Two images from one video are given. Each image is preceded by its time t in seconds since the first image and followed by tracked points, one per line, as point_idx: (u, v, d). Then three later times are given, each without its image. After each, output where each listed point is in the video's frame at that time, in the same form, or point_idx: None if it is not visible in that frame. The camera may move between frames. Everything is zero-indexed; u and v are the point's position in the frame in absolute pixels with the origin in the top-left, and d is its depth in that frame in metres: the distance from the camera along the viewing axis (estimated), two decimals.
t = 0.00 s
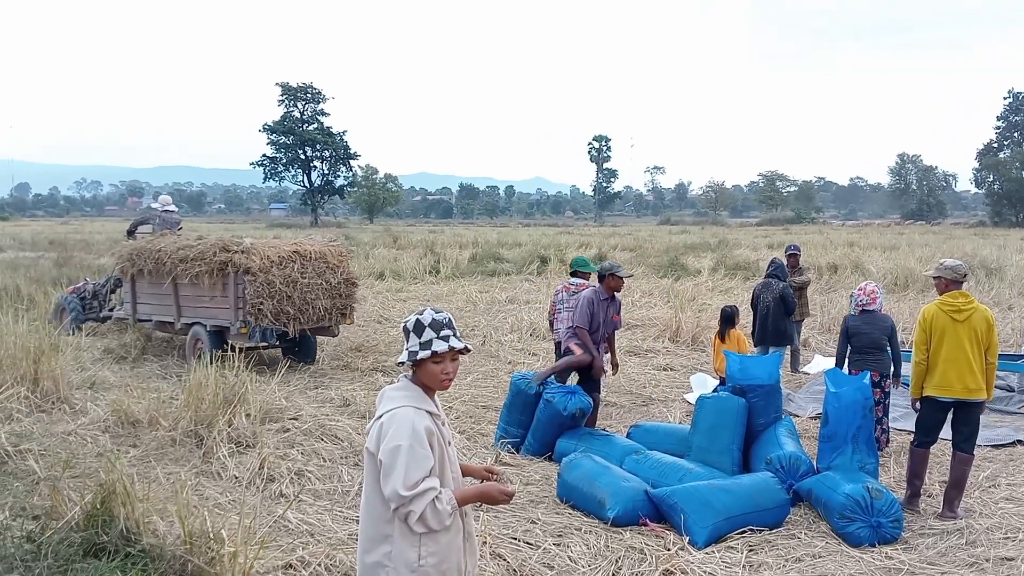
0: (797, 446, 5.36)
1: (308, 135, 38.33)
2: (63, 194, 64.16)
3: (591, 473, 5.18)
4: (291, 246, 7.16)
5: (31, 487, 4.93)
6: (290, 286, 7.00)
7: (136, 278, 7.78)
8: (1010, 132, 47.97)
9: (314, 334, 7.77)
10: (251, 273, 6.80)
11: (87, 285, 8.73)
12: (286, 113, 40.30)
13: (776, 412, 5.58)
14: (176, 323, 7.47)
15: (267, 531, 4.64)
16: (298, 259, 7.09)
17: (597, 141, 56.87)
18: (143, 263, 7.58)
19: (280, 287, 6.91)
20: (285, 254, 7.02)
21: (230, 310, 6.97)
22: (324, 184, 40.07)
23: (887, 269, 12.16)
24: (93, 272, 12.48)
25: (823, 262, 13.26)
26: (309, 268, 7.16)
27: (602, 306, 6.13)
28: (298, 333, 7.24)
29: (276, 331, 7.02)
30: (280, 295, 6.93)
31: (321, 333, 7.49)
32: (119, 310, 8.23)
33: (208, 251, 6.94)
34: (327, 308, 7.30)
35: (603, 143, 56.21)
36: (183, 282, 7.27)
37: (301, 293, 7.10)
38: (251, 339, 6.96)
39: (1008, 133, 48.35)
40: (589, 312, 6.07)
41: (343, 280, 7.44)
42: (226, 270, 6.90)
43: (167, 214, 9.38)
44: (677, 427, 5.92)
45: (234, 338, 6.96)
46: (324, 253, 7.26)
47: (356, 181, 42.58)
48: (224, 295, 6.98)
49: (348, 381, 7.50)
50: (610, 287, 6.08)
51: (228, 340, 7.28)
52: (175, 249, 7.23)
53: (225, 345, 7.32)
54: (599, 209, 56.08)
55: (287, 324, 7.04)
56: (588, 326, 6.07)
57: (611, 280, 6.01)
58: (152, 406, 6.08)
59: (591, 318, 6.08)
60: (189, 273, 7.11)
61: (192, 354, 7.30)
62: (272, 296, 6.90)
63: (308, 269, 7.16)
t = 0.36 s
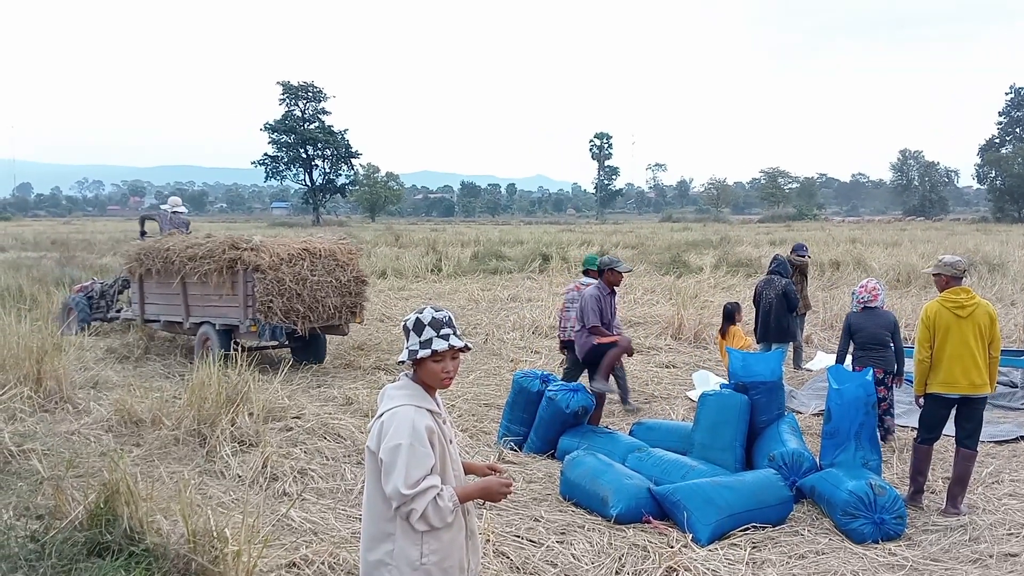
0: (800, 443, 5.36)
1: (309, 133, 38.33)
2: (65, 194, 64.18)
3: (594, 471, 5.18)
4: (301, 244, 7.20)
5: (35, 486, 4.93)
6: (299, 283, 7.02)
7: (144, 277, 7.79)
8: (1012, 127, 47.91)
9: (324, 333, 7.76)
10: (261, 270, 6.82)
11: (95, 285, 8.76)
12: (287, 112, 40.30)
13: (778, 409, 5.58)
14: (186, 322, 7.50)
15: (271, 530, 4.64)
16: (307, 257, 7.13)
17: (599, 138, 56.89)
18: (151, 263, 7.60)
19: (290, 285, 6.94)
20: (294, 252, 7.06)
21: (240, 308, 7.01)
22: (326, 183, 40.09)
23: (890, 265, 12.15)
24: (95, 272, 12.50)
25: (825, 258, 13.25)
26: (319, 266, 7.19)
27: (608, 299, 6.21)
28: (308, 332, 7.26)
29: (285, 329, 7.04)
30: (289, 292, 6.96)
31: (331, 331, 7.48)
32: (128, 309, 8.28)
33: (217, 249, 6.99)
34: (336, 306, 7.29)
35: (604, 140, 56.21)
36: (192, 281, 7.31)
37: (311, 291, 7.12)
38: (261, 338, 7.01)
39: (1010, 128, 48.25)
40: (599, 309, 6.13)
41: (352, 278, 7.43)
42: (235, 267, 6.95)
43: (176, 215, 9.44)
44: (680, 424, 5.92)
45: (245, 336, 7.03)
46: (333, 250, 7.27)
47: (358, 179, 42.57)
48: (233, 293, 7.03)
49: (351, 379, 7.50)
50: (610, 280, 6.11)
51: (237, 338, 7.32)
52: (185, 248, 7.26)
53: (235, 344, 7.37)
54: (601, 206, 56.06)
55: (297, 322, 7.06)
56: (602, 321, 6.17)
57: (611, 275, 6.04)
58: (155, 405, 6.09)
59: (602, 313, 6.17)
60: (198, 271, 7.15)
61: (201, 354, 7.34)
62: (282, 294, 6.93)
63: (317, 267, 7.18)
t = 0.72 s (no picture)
0: (802, 443, 5.35)
1: (313, 131, 38.35)
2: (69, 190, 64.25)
3: (596, 470, 5.18)
4: (313, 241, 7.23)
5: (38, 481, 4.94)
6: (312, 280, 7.06)
7: (154, 275, 7.81)
8: (1015, 128, 47.85)
9: (336, 332, 7.75)
10: (273, 267, 6.87)
11: (106, 281, 8.79)
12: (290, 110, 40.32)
13: (781, 408, 5.59)
14: (197, 321, 7.52)
15: (273, 527, 4.65)
16: (320, 254, 7.16)
17: (602, 137, 56.86)
18: (161, 260, 7.61)
19: (302, 282, 6.97)
20: (307, 249, 7.10)
21: (252, 305, 7.05)
22: (329, 180, 40.12)
23: (893, 265, 12.15)
24: (99, 268, 12.52)
25: (828, 258, 13.24)
26: (332, 263, 7.22)
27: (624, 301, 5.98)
28: (321, 329, 7.29)
29: (298, 326, 7.09)
30: (302, 289, 6.99)
31: (344, 329, 7.53)
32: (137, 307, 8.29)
33: (228, 246, 7.03)
34: (349, 303, 7.32)
35: (607, 139, 56.19)
36: (203, 279, 7.33)
37: (324, 288, 7.15)
38: (274, 335, 7.07)
39: (1014, 128, 48.16)
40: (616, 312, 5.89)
41: (365, 275, 7.47)
42: (247, 264, 7.01)
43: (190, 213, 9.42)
44: (682, 423, 5.92)
45: (257, 333, 7.06)
46: (346, 247, 7.32)
47: (361, 178, 42.59)
48: (245, 291, 7.06)
49: (354, 377, 7.52)
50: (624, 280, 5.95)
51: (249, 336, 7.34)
52: (195, 246, 7.29)
53: (245, 342, 7.40)
54: (604, 205, 56.02)
55: (310, 320, 7.10)
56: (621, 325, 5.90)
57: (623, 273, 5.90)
58: (158, 401, 6.09)
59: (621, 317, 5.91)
60: (209, 269, 7.17)
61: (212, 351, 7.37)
62: (295, 290, 6.97)
63: (330, 264, 7.21)
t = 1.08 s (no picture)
0: (800, 442, 5.36)
1: (312, 132, 38.33)
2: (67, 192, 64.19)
3: (593, 470, 5.18)
4: (321, 241, 7.26)
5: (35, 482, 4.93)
6: (320, 281, 7.06)
7: (157, 277, 7.81)
8: (1013, 128, 47.94)
9: (342, 333, 7.74)
10: (281, 268, 6.90)
11: (108, 283, 8.80)
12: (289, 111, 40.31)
13: (779, 407, 5.59)
14: (201, 323, 7.52)
15: (271, 527, 4.64)
16: (327, 254, 7.18)
17: (600, 138, 56.91)
18: (165, 261, 7.61)
19: (310, 282, 6.98)
20: (315, 249, 7.12)
21: (259, 306, 7.06)
22: (328, 181, 40.14)
23: (891, 265, 12.16)
24: (96, 269, 12.50)
25: (827, 257, 13.26)
26: (340, 264, 7.22)
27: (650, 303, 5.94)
28: (328, 331, 7.28)
29: (306, 328, 7.08)
30: (310, 290, 7.00)
31: (352, 330, 7.54)
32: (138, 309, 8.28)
33: (236, 246, 7.04)
34: (357, 304, 7.32)
35: (605, 140, 56.22)
36: (208, 280, 7.33)
37: (331, 289, 7.15)
38: (281, 337, 7.07)
39: (1012, 129, 48.24)
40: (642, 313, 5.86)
41: (373, 276, 7.48)
42: (255, 264, 7.01)
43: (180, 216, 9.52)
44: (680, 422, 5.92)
45: (264, 334, 7.05)
46: (354, 248, 7.34)
47: (359, 179, 42.59)
48: (252, 291, 7.05)
49: (352, 377, 7.51)
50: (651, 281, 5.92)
51: (255, 337, 7.38)
52: (200, 246, 7.29)
53: (249, 344, 7.41)
54: (602, 206, 56.03)
55: (317, 321, 7.09)
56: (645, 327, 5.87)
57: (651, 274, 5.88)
58: (155, 402, 6.09)
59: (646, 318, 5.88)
60: (216, 270, 7.16)
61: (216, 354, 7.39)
62: (302, 291, 6.97)
63: (338, 265, 7.22)
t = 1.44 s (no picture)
0: (792, 440, 5.37)
1: (305, 129, 38.24)
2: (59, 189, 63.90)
3: (587, 467, 5.19)
4: (318, 239, 7.25)
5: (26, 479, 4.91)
6: (318, 279, 7.05)
7: (151, 275, 7.78)
8: (1005, 127, 48.14)
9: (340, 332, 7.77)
10: (278, 265, 6.90)
11: (100, 280, 8.78)
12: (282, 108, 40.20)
13: (771, 405, 5.61)
14: (196, 320, 7.50)
15: (263, 524, 4.63)
16: (324, 251, 7.18)
17: (594, 135, 56.93)
18: (160, 259, 7.59)
19: (308, 280, 6.97)
20: (312, 246, 7.11)
21: (256, 304, 7.05)
22: (321, 178, 40.07)
23: (882, 263, 12.20)
24: (86, 266, 12.44)
25: (819, 255, 13.30)
26: (336, 261, 7.22)
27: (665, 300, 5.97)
28: (326, 328, 7.28)
29: (303, 326, 7.08)
30: (307, 287, 6.98)
31: (348, 328, 7.53)
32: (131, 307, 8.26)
33: (233, 244, 7.01)
34: (354, 302, 7.31)
35: (599, 137, 56.22)
36: (204, 279, 7.31)
37: (329, 287, 7.14)
38: (279, 335, 7.08)
39: (1005, 127, 48.44)
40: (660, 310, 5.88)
41: (370, 274, 7.47)
42: (251, 262, 6.99)
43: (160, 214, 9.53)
44: (673, 419, 5.94)
45: (262, 333, 7.07)
46: (351, 246, 7.33)
47: (353, 176, 42.52)
48: (249, 289, 7.04)
49: (345, 374, 7.51)
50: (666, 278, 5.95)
51: (251, 334, 7.36)
52: (196, 244, 7.25)
53: (246, 343, 7.40)
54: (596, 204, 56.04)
55: (315, 318, 7.08)
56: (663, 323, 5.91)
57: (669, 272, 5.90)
58: (147, 399, 6.07)
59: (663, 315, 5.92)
60: (211, 268, 7.13)
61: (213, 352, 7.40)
62: (299, 289, 6.95)
63: (335, 262, 7.22)
